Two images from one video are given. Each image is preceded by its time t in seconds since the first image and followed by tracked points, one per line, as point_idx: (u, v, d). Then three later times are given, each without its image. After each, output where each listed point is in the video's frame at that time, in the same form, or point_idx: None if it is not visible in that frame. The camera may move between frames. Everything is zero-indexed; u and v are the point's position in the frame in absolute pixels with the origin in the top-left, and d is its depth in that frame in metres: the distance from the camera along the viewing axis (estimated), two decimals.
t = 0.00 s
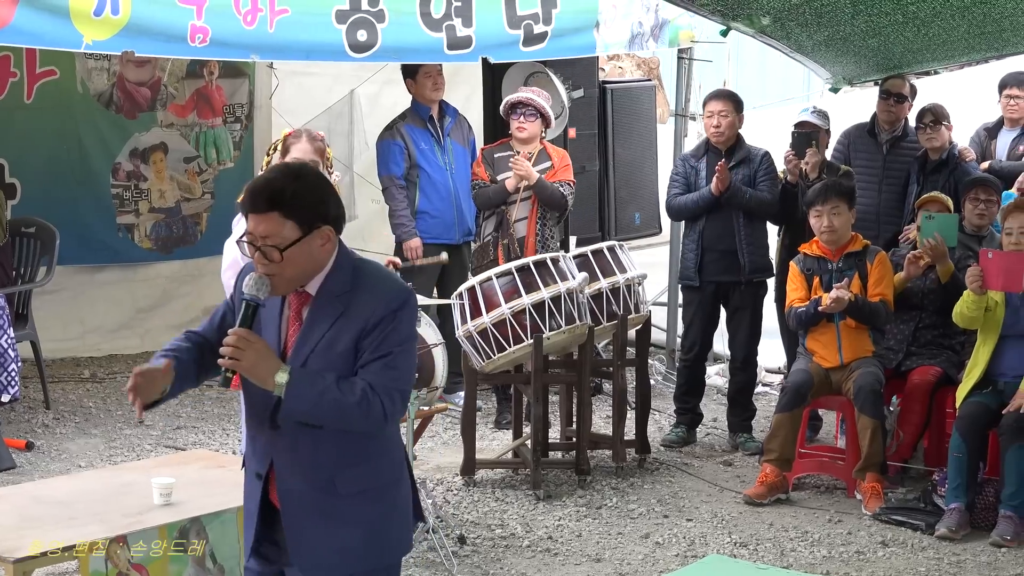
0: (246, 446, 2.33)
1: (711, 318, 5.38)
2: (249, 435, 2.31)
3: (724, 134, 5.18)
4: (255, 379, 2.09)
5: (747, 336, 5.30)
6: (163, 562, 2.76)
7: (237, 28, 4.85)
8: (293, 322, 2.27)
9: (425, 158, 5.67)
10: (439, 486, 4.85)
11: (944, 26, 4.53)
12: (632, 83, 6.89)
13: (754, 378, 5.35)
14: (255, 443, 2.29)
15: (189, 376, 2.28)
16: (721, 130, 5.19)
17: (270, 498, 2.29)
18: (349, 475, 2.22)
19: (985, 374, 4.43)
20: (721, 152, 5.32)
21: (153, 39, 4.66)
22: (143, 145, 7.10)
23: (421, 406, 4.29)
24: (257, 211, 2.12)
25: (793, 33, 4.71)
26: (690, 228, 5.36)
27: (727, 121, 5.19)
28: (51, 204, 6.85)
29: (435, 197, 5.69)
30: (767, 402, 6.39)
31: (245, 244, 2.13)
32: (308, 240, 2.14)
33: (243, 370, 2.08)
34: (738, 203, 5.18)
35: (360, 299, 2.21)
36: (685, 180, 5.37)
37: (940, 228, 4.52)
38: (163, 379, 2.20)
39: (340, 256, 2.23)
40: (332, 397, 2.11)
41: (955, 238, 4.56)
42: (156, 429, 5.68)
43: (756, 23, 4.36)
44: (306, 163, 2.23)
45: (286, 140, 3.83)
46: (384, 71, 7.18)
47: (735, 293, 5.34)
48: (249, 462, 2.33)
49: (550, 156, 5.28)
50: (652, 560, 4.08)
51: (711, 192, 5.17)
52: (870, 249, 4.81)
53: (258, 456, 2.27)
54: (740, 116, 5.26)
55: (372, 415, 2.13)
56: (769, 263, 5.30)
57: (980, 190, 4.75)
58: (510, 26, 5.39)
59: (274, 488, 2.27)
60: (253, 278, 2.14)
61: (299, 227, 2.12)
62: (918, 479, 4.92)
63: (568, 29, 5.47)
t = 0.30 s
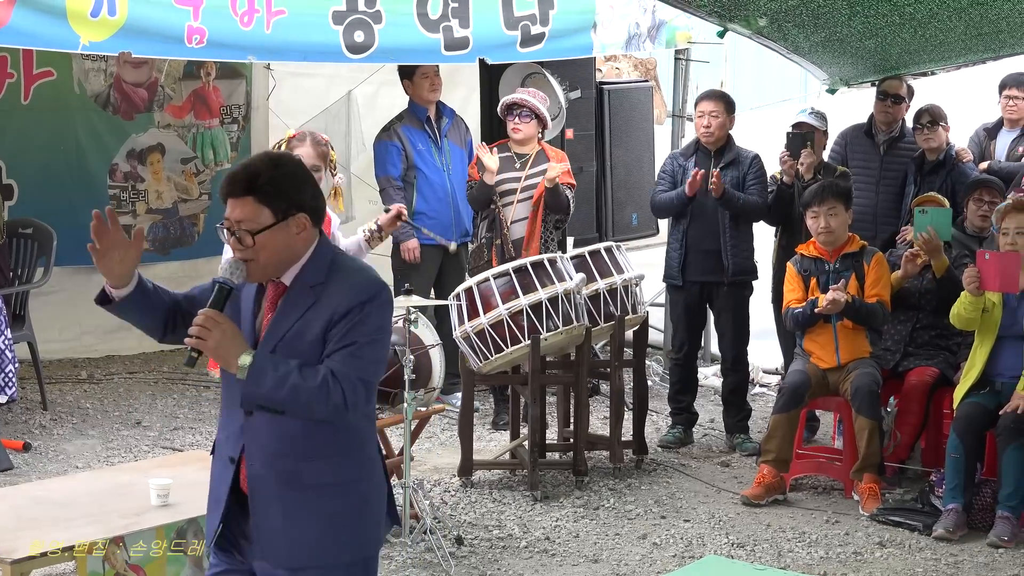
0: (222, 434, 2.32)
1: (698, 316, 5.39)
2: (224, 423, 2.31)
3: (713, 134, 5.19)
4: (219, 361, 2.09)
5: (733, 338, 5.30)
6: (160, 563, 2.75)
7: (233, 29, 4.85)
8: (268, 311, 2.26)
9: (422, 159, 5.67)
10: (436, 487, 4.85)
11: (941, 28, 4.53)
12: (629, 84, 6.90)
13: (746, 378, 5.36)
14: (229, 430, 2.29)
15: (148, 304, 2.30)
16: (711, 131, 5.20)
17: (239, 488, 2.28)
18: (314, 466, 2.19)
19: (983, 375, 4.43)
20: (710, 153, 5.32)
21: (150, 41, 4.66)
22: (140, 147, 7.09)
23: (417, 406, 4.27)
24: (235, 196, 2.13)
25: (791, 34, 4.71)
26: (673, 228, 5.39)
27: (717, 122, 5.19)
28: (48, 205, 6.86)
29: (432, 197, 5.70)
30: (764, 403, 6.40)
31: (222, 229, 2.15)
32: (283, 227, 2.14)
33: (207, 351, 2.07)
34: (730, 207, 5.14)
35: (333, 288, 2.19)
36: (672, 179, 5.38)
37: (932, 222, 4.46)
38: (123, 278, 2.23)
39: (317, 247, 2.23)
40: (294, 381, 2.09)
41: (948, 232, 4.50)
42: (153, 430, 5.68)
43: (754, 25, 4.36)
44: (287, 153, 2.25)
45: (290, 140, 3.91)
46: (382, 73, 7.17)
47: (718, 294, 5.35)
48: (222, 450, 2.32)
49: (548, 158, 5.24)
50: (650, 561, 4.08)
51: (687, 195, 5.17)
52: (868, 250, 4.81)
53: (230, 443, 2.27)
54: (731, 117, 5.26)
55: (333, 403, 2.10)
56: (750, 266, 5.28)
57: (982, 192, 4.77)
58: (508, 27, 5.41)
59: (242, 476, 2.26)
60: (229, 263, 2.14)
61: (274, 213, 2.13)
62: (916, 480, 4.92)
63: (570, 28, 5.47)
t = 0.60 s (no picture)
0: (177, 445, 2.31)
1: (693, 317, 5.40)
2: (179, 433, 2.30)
3: (701, 135, 5.20)
4: (165, 369, 2.05)
5: (725, 339, 5.30)
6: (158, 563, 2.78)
7: (231, 29, 4.87)
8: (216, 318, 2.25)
9: (420, 160, 5.70)
10: (435, 488, 4.86)
11: (939, 29, 4.53)
12: (627, 85, 6.92)
13: (740, 378, 5.37)
14: (182, 440, 2.28)
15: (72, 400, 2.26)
16: (697, 131, 5.21)
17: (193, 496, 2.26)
18: (263, 468, 2.18)
19: (981, 375, 4.43)
20: (697, 154, 5.33)
21: (148, 42, 4.68)
22: (139, 147, 7.07)
23: (414, 407, 4.23)
24: (176, 203, 2.12)
25: (789, 35, 4.71)
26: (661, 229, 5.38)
27: (704, 123, 5.20)
28: (46, 205, 6.88)
29: (431, 198, 5.71)
30: (761, 403, 6.41)
31: (163, 236, 2.13)
32: (223, 231, 2.12)
33: (152, 358, 2.04)
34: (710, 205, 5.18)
35: (275, 288, 2.17)
36: (660, 181, 5.40)
37: (929, 222, 4.50)
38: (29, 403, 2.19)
39: (261, 251, 2.21)
40: (238, 383, 2.06)
41: (945, 232, 4.54)
42: (152, 431, 5.68)
43: (752, 26, 4.35)
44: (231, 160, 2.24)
45: (289, 144, 3.96)
46: (380, 73, 7.15)
47: (705, 295, 5.35)
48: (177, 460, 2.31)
49: (547, 160, 5.27)
50: (649, 562, 4.08)
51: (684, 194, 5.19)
52: (866, 250, 4.82)
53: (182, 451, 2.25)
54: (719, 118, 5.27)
55: (277, 402, 2.08)
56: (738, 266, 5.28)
57: (987, 193, 4.75)
58: (505, 28, 5.40)
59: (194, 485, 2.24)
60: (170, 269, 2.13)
61: (212, 218, 2.11)
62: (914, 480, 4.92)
63: (568, 29, 5.47)
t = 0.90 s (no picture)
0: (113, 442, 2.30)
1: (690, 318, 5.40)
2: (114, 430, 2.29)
3: (690, 135, 5.20)
4: (101, 370, 2.04)
5: (718, 339, 5.32)
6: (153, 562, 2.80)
7: (229, 30, 4.87)
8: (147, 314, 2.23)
9: (419, 160, 5.70)
10: (433, 488, 4.86)
11: (938, 30, 4.53)
12: (625, 85, 6.93)
13: (735, 379, 5.37)
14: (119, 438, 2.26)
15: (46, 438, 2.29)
16: (687, 132, 5.21)
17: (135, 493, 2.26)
18: (201, 463, 2.17)
19: (979, 376, 4.42)
20: (687, 155, 5.33)
21: (145, 42, 4.69)
22: (137, 148, 7.04)
23: (413, 408, 4.26)
24: (99, 204, 2.09)
25: (788, 36, 4.71)
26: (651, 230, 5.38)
27: (693, 123, 5.20)
28: (43, 205, 6.88)
29: (429, 198, 5.71)
30: (759, 403, 6.42)
31: (89, 237, 2.11)
32: (152, 228, 2.11)
33: (87, 360, 2.02)
34: (702, 207, 5.20)
35: (206, 284, 2.16)
36: (650, 183, 5.38)
37: (926, 222, 4.54)
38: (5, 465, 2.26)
39: (190, 245, 2.19)
40: (173, 382, 2.06)
41: (943, 232, 4.57)
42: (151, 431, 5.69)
43: (752, 27, 4.35)
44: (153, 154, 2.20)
45: (283, 141, 3.93)
46: (378, 74, 7.17)
47: (699, 297, 5.34)
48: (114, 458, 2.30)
49: (548, 161, 5.28)
50: (647, 562, 4.08)
51: (676, 196, 5.19)
52: (865, 250, 4.82)
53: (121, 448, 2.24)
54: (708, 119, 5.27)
55: (214, 399, 2.09)
56: (729, 266, 5.28)
57: (988, 195, 4.74)
58: (504, 28, 5.40)
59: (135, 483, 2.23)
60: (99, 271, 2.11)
61: (139, 216, 2.09)
62: (912, 481, 4.93)
63: (566, 30, 5.46)
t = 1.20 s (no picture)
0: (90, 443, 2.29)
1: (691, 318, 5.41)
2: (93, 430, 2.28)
3: (687, 136, 5.21)
4: (85, 375, 2.07)
5: (717, 339, 5.31)
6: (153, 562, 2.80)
7: (228, 31, 4.88)
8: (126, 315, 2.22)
9: (418, 161, 5.71)
10: (432, 489, 4.86)
11: (937, 30, 4.54)
12: (624, 86, 6.94)
13: (734, 380, 5.37)
14: (98, 438, 2.26)
15: None
16: (685, 132, 5.22)
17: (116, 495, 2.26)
18: (184, 463, 2.18)
19: (978, 376, 4.42)
20: (684, 156, 5.34)
21: (145, 43, 4.69)
22: (136, 148, 7.04)
23: (413, 409, 4.26)
24: (73, 211, 2.07)
25: (786, 37, 4.72)
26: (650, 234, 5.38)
27: (691, 124, 5.21)
28: (42, 206, 6.87)
29: (428, 199, 5.71)
30: (758, 404, 6.42)
31: (64, 244, 2.09)
32: (128, 232, 2.10)
33: (70, 366, 2.04)
34: (706, 212, 5.17)
35: (184, 284, 2.17)
36: (647, 186, 5.40)
37: (924, 225, 4.53)
38: None
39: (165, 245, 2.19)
40: (158, 384, 2.07)
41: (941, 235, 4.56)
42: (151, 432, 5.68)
43: (751, 27, 4.35)
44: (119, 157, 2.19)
45: (278, 139, 3.97)
46: (377, 74, 7.18)
47: (699, 297, 5.34)
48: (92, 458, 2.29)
49: (549, 164, 5.27)
50: (647, 563, 4.08)
51: (667, 203, 5.19)
52: (863, 251, 4.82)
53: (103, 449, 2.24)
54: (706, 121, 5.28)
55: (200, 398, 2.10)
56: (729, 266, 5.28)
57: (987, 195, 4.73)
58: (504, 29, 5.42)
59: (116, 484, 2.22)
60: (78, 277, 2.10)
61: (114, 220, 2.08)
62: (911, 481, 4.94)
63: (564, 31, 5.47)
